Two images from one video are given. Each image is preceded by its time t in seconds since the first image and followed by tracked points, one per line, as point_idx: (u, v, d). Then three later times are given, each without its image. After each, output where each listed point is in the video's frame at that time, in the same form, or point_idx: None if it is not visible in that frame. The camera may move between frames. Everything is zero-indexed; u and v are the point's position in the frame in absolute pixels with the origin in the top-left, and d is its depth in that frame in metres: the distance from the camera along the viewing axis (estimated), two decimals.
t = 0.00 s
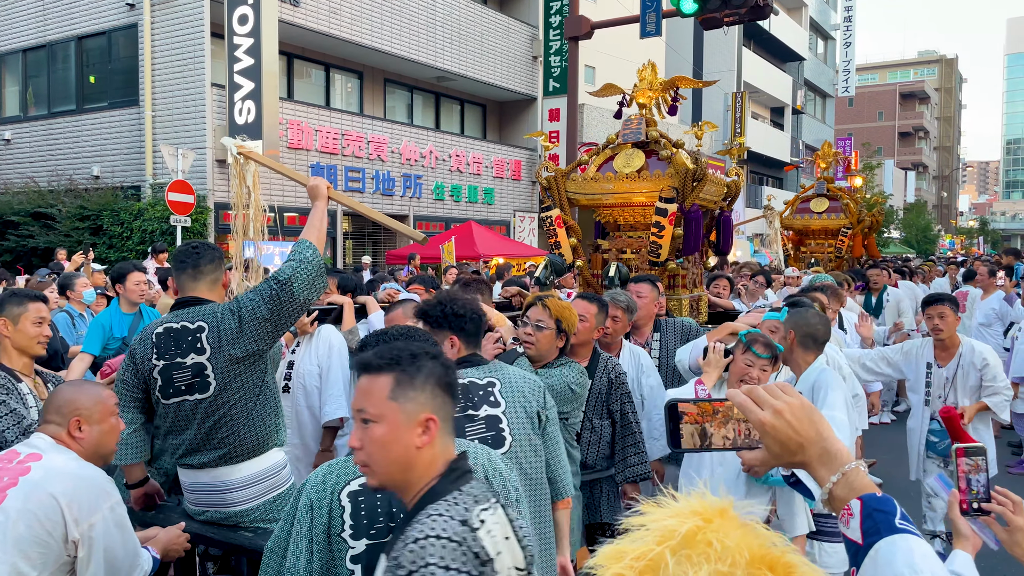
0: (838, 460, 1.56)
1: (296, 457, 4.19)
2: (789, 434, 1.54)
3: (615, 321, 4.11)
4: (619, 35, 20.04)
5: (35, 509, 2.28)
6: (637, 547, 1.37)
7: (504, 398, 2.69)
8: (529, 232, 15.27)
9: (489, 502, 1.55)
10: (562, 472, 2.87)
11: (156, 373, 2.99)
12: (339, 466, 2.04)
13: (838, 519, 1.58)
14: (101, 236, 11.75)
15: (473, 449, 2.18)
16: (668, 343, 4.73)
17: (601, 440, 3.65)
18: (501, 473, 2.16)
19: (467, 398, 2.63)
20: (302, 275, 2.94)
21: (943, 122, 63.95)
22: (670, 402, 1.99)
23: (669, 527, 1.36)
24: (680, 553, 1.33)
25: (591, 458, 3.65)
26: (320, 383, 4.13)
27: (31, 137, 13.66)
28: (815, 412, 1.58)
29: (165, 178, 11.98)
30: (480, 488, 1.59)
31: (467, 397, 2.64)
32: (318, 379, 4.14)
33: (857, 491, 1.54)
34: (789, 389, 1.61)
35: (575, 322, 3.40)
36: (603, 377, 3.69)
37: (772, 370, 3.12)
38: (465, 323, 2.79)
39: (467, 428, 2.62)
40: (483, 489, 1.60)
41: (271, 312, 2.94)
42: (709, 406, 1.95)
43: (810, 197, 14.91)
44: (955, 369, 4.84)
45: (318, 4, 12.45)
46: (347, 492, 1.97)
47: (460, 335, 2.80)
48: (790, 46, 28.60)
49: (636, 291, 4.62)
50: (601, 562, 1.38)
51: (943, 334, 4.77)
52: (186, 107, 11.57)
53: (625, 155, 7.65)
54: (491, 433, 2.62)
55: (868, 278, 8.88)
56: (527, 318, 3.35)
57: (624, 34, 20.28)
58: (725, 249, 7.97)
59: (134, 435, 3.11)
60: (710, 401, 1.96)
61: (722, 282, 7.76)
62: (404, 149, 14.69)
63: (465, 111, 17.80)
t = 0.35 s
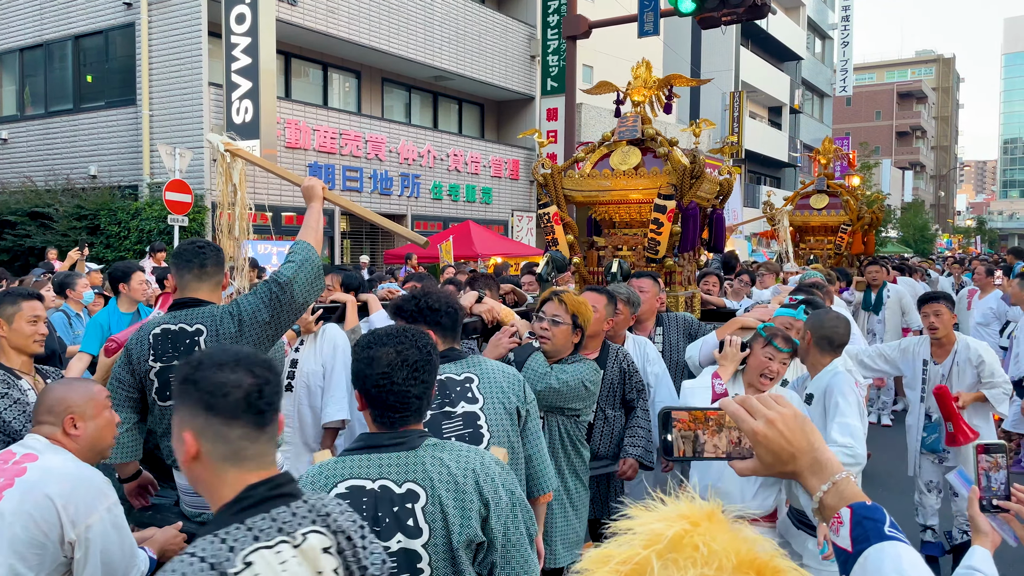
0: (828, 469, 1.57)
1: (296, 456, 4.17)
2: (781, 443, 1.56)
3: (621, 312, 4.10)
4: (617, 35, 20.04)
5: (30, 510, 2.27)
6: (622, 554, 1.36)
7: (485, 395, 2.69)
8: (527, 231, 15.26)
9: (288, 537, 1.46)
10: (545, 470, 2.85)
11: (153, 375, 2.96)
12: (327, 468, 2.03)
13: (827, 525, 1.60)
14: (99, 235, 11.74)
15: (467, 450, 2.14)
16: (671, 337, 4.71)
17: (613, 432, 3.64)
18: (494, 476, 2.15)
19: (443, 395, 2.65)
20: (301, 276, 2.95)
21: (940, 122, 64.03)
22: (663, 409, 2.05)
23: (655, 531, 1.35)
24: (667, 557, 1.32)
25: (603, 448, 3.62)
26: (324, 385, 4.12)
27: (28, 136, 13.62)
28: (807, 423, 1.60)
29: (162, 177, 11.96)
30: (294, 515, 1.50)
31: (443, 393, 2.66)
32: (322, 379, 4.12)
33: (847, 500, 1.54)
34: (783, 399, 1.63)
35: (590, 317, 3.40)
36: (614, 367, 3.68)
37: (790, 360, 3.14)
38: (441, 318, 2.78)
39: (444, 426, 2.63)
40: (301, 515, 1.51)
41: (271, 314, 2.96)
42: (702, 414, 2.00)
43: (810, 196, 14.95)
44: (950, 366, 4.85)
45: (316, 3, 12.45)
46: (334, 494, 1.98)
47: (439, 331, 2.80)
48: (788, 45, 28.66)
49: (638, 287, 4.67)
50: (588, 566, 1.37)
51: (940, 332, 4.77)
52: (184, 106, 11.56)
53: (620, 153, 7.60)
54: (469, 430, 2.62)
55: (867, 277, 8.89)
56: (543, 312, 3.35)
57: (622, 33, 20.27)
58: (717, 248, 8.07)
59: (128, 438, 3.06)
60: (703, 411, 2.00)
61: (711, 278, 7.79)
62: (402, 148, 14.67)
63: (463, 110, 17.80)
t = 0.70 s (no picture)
0: (804, 486, 1.56)
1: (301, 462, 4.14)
2: (758, 461, 1.53)
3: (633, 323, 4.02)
4: (615, 34, 20.04)
5: (26, 513, 2.23)
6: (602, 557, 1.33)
7: (483, 401, 2.68)
8: (525, 231, 15.23)
9: (113, 537, 1.53)
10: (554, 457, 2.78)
11: (153, 376, 2.91)
12: (326, 467, 2.01)
13: (803, 542, 1.58)
14: (96, 235, 11.72)
15: (464, 448, 2.13)
16: (675, 344, 4.68)
17: (620, 444, 3.54)
18: (492, 473, 2.14)
19: (442, 399, 2.66)
20: (304, 277, 2.95)
21: (938, 122, 64.10)
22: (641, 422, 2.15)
23: (638, 535, 1.32)
24: (649, 562, 1.30)
25: (609, 461, 3.52)
26: (329, 389, 4.09)
27: (24, 135, 13.59)
28: (783, 440, 1.57)
29: (159, 176, 11.93)
30: (125, 514, 1.56)
31: (442, 396, 2.67)
32: (328, 386, 4.11)
33: (822, 514, 1.56)
34: (760, 416, 1.59)
35: (610, 329, 3.38)
36: (625, 378, 3.60)
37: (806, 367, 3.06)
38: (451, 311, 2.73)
39: (440, 429, 2.66)
40: (138, 516, 1.57)
41: (274, 315, 2.93)
42: (681, 429, 2.09)
43: (809, 194, 14.96)
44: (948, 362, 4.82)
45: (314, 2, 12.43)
46: (331, 492, 1.96)
47: (438, 322, 2.76)
48: (786, 44, 28.68)
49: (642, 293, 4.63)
50: (567, 570, 1.33)
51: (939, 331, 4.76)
52: (181, 106, 11.53)
53: (617, 157, 7.61)
54: (464, 436, 2.63)
55: (862, 278, 8.90)
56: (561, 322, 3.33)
57: (619, 33, 20.24)
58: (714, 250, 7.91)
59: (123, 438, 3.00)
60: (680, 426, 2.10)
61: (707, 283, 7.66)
62: (399, 148, 14.64)
63: (461, 110, 17.77)
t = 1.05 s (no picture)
0: (812, 497, 1.53)
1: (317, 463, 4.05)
2: (765, 473, 1.52)
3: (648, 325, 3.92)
4: (613, 34, 20.01)
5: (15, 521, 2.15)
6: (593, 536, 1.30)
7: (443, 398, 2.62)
8: (523, 231, 15.19)
9: (23, 510, 1.58)
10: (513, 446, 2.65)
11: (149, 377, 2.87)
12: (326, 464, 1.98)
13: (812, 555, 1.55)
14: (92, 235, 11.67)
15: (464, 445, 2.09)
16: (686, 344, 4.61)
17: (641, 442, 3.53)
18: (493, 471, 2.09)
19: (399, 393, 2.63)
20: (305, 278, 2.95)
21: (934, 122, 64.14)
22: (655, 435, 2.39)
23: (631, 515, 1.30)
24: (641, 536, 1.26)
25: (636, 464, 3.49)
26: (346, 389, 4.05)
27: (21, 134, 13.53)
28: (792, 452, 1.55)
29: (156, 176, 11.88)
30: (41, 491, 1.61)
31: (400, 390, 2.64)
32: (344, 385, 4.06)
33: (831, 526, 1.51)
34: (769, 428, 1.57)
35: (627, 325, 3.31)
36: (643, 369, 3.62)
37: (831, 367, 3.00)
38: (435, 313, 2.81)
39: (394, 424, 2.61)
40: (53, 495, 1.62)
41: (274, 316, 2.92)
42: (693, 439, 2.35)
43: (808, 195, 14.94)
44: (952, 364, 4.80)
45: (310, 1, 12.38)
46: (331, 490, 1.93)
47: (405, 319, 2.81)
48: (783, 44, 28.66)
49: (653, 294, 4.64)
50: (561, 552, 1.30)
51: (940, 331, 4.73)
52: (177, 105, 11.49)
53: (626, 157, 7.68)
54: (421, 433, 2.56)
55: (857, 278, 8.89)
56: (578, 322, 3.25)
57: (617, 32, 20.21)
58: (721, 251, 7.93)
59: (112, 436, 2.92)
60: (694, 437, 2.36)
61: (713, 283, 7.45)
62: (396, 147, 14.61)
63: (458, 109, 17.73)
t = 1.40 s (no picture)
0: (839, 516, 1.55)
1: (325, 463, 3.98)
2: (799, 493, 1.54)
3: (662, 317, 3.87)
4: (610, 33, 19.98)
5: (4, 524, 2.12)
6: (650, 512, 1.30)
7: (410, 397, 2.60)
8: (520, 230, 15.15)
9: None
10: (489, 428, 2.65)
11: (138, 376, 2.86)
12: (318, 457, 1.95)
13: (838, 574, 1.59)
14: (89, 234, 11.62)
15: (456, 437, 2.04)
16: (697, 339, 4.56)
17: (656, 442, 3.46)
18: (484, 461, 2.02)
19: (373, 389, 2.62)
20: (296, 279, 2.87)
21: (930, 120, 64.18)
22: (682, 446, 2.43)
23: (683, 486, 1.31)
24: (704, 499, 1.27)
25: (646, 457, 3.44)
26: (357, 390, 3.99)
27: (17, 134, 13.46)
28: (822, 473, 1.58)
29: (152, 175, 11.84)
30: None
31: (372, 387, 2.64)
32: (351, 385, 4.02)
33: (859, 544, 1.55)
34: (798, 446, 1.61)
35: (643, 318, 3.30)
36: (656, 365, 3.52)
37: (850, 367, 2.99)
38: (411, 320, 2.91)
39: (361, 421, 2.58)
40: None
41: (262, 318, 2.85)
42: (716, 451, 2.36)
43: (805, 194, 14.93)
44: (965, 383, 4.78)
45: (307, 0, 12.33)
46: (323, 481, 1.89)
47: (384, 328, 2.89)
48: (780, 43, 28.63)
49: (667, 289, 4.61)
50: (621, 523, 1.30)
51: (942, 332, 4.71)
52: (174, 104, 11.43)
53: (637, 150, 7.65)
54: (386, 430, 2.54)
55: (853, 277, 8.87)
56: (599, 315, 3.21)
57: (615, 32, 20.17)
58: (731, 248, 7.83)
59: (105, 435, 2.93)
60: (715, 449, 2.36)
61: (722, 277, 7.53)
62: (394, 146, 14.56)
63: (455, 109, 17.70)
